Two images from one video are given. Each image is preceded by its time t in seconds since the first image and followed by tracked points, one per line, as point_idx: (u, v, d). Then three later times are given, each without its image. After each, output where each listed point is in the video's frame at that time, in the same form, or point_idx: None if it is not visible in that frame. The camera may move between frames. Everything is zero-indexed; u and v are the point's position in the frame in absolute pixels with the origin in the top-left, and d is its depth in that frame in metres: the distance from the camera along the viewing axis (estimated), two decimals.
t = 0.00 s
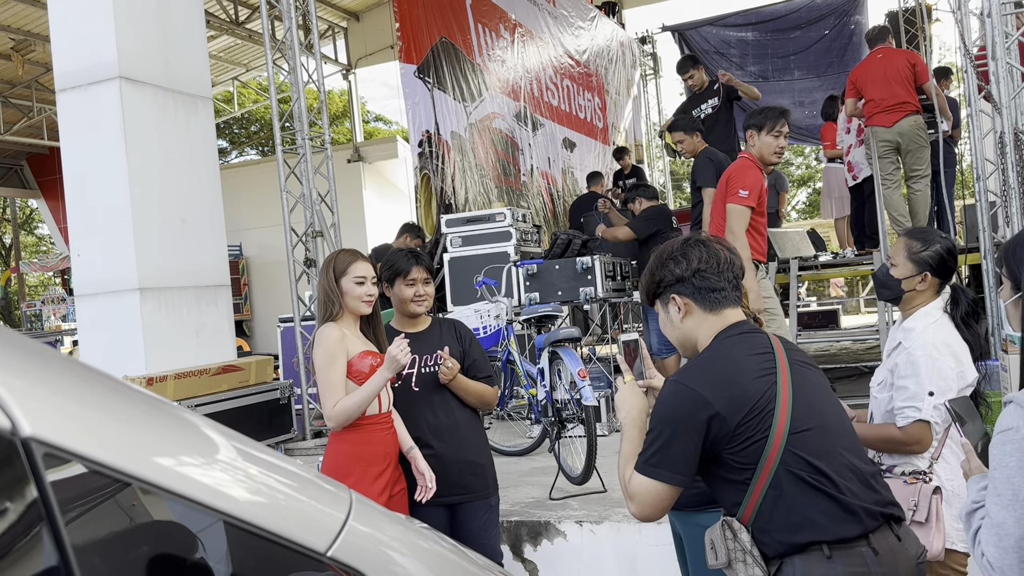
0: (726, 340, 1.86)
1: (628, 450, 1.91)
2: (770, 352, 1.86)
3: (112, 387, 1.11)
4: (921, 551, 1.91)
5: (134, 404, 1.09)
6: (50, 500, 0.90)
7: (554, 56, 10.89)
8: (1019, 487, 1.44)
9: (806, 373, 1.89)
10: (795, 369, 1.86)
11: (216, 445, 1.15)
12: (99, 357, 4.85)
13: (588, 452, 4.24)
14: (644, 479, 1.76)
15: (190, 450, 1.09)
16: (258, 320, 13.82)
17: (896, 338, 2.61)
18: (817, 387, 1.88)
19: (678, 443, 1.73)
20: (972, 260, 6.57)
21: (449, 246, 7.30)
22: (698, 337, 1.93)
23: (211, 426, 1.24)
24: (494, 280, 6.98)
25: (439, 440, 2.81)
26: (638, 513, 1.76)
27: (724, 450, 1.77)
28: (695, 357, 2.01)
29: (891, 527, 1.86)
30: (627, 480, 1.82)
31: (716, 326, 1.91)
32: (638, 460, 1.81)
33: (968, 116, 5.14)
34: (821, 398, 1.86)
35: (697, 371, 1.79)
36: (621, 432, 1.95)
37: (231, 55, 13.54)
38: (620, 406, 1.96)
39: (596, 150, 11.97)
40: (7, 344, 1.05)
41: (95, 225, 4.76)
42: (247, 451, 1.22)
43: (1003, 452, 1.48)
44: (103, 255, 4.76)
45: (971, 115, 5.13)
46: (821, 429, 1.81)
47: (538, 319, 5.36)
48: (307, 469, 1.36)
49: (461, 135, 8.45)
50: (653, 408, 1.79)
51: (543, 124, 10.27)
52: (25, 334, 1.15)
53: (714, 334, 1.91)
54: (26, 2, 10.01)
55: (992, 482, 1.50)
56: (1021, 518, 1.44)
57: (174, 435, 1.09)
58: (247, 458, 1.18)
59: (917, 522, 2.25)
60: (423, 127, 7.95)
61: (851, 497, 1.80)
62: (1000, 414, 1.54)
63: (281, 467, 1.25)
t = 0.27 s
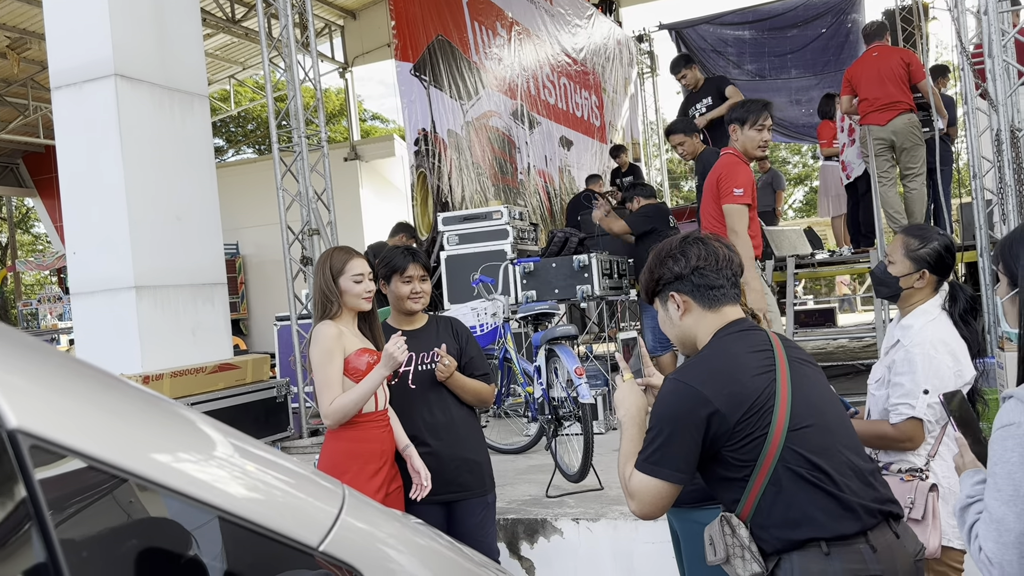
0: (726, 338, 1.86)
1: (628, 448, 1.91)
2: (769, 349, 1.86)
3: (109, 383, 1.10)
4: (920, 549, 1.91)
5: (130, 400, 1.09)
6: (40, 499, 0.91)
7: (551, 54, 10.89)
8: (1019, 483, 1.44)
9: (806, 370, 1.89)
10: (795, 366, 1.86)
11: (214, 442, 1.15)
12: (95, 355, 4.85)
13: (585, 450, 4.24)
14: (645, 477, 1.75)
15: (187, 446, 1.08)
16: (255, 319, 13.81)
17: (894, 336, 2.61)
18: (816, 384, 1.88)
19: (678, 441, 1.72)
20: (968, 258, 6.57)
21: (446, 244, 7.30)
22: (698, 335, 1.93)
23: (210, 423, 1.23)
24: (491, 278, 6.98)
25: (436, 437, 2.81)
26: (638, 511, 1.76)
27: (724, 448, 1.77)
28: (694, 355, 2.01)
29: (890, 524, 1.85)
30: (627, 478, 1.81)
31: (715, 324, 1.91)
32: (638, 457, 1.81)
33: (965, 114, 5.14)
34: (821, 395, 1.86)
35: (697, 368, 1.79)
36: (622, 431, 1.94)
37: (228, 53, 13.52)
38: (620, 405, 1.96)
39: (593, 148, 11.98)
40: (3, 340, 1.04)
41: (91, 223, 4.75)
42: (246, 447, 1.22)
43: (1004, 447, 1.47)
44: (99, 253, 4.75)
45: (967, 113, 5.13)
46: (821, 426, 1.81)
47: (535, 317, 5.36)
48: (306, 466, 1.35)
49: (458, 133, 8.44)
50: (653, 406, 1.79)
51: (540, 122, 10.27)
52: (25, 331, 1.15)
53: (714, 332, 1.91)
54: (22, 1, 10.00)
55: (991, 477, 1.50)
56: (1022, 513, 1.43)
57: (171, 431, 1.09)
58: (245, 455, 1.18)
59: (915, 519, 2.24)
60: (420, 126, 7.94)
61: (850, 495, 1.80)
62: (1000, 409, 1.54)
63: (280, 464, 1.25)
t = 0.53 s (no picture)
0: (724, 336, 1.86)
1: (626, 445, 1.91)
2: (767, 348, 1.86)
3: (106, 381, 1.10)
4: (917, 547, 1.91)
5: (127, 398, 1.09)
6: (35, 498, 0.91)
7: (548, 52, 10.89)
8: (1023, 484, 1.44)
9: (804, 368, 1.89)
10: (793, 365, 1.86)
11: (211, 440, 1.15)
12: (92, 354, 4.84)
13: (582, 448, 4.24)
14: (642, 475, 1.75)
15: (184, 445, 1.08)
16: (252, 318, 13.79)
17: (893, 334, 2.61)
18: (814, 383, 1.88)
19: (675, 439, 1.73)
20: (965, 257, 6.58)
21: (444, 243, 7.29)
22: (696, 333, 1.93)
23: (207, 421, 1.23)
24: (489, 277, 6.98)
25: (433, 436, 2.81)
26: (636, 508, 1.76)
27: (722, 446, 1.78)
28: (692, 352, 2.01)
29: (886, 523, 1.86)
30: (625, 476, 1.81)
31: (713, 322, 1.91)
32: (636, 455, 1.81)
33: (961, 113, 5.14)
34: (819, 393, 1.86)
35: (695, 366, 1.79)
36: (620, 428, 1.94)
37: (225, 52, 13.50)
38: (618, 402, 1.97)
39: (590, 147, 11.98)
40: None
41: (88, 222, 4.74)
42: (243, 445, 1.21)
43: (1008, 447, 1.47)
44: (95, 252, 4.74)
45: (963, 111, 5.13)
46: (818, 424, 1.81)
47: (532, 315, 5.35)
48: (303, 463, 1.35)
49: (455, 132, 8.44)
50: (651, 404, 1.79)
51: (537, 121, 10.27)
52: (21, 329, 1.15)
53: (712, 330, 1.91)
54: None
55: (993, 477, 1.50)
56: None
57: (168, 429, 1.09)
58: (242, 453, 1.18)
59: (914, 518, 2.24)
60: (416, 124, 7.93)
61: (847, 494, 1.80)
62: (1003, 408, 1.54)
63: (277, 462, 1.25)
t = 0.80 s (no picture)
0: (722, 336, 1.86)
1: (625, 445, 1.91)
2: (765, 347, 1.86)
3: (105, 381, 1.11)
4: (914, 547, 1.92)
5: (126, 398, 1.09)
6: (37, 499, 0.91)
7: (547, 52, 10.89)
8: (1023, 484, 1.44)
9: (802, 368, 1.89)
10: (791, 364, 1.87)
11: (210, 440, 1.15)
12: (90, 353, 4.84)
13: (581, 448, 4.24)
14: (641, 475, 1.75)
15: (183, 445, 1.09)
16: (250, 317, 13.78)
17: (890, 335, 2.62)
18: (812, 382, 1.88)
19: (674, 438, 1.73)
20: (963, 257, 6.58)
21: (442, 243, 7.29)
22: (694, 332, 1.93)
23: (206, 422, 1.23)
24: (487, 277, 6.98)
25: (431, 436, 2.81)
26: (634, 508, 1.77)
27: (720, 445, 1.78)
28: (691, 353, 2.01)
29: (884, 523, 1.86)
30: (624, 476, 1.82)
31: (712, 322, 1.92)
32: (635, 455, 1.81)
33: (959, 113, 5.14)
34: (817, 393, 1.86)
35: (693, 366, 1.80)
36: (618, 428, 1.94)
37: (223, 51, 13.50)
38: (617, 402, 1.97)
39: (588, 147, 11.99)
40: None
41: (86, 222, 4.74)
42: (241, 445, 1.22)
43: (1009, 449, 1.47)
44: (94, 252, 4.74)
45: (961, 111, 5.13)
46: (816, 423, 1.82)
47: (531, 315, 5.35)
48: (301, 463, 1.35)
49: (453, 132, 8.44)
50: (650, 404, 1.79)
51: (536, 120, 10.27)
52: (19, 329, 1.15)
53: (710, 330, 1.92)
54: None
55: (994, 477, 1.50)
56: None
57: (167, 430, 1.09)
58: (241, 454, 1.18)
59: (913, 518, 2.25)
60: (414, 124, 7.93)
61: (845, 493, 1.81)
62: (1004, 409, 1.54)
63: (276, 462, 1.25)
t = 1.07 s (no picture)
0: (721, 337, 1.86)
1: (624, 446, 1.90)
2: (765, 348, 1.86)
3: (103, 382, 1.10)
4: (914, 548, 1.92)
5: (125, 399, 1.09)
6: (39, 499, 0.91)
7: (546, 53, 10.89)
8: None
9: (801, 369, 1.89)
10: (790, 365, 1.87)
11: (209, 441, 1.15)
12: (89, 354, 4.83)
13: (580, 449, 4.24)
14: (641, 475, 1.75)
15: (182, 446, 1.08)
16: (249, 317, 13.77)
17: (891, 335, 2.62)
18: (812, 384, 1.88)
19: (674, 439, 1.73)
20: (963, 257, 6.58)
21: (441, 243, 7.28)
22: (694, 333, 1.93)
23: (204, 422, 1.23)
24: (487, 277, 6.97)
25: (431, 437, 2.81)
26: (634, 509, 1.76)
27: (720, 446, 1.78)
28: (690, 353, 2.01)
29: (884, 524, 1.86)
30: (623, 476, 1.82)
31: (711, 323, 1.92)
32: (635, 456, 1.80)
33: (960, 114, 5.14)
34: (817, 394, 1.86)
35: (693, 367, 1.79)
36: (617, 429, 1.94)
37: (223, 51, 13.50)
38: (616, 403, 1.97)
39: (587, 147, 11.99)
40: None
41: (85, 222, 4.73)
42: (240, 446, 1.21)
43: (1011, 450, 1.48)
44: (93, 252, 4.74)
45: (960, 113, 5.13)
46: (816, 424, 1.82)
47: (530, 316, 5.35)
48: (300, 464, 1.35)
49: (452, 133, 8.44)
50: (650, 404, 1.79)
51: (535, 121, 10.27)
52: (18, 329, 1.14)
53: (710, 331, 1.92)
54: None
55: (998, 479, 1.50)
56: None
57: (167, 431, 1.09)
58: (240, 454, 1.18)
59: (913, 519, 2.25)
60: (413, 125, 7.93)
61: (845, 495, 1.81)
62: (1006, 410, 1.54)
63: (275, 463, 1.25)
